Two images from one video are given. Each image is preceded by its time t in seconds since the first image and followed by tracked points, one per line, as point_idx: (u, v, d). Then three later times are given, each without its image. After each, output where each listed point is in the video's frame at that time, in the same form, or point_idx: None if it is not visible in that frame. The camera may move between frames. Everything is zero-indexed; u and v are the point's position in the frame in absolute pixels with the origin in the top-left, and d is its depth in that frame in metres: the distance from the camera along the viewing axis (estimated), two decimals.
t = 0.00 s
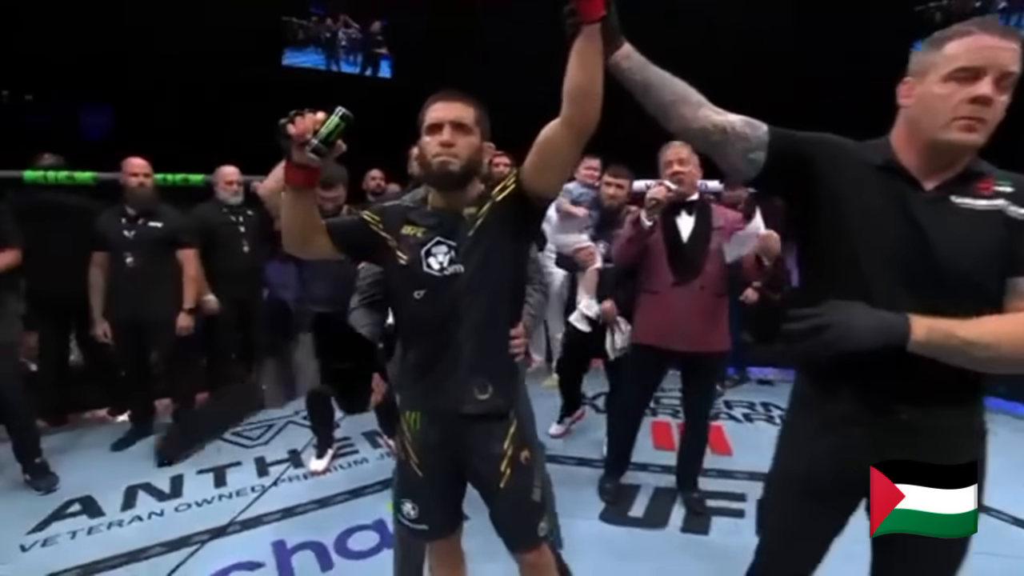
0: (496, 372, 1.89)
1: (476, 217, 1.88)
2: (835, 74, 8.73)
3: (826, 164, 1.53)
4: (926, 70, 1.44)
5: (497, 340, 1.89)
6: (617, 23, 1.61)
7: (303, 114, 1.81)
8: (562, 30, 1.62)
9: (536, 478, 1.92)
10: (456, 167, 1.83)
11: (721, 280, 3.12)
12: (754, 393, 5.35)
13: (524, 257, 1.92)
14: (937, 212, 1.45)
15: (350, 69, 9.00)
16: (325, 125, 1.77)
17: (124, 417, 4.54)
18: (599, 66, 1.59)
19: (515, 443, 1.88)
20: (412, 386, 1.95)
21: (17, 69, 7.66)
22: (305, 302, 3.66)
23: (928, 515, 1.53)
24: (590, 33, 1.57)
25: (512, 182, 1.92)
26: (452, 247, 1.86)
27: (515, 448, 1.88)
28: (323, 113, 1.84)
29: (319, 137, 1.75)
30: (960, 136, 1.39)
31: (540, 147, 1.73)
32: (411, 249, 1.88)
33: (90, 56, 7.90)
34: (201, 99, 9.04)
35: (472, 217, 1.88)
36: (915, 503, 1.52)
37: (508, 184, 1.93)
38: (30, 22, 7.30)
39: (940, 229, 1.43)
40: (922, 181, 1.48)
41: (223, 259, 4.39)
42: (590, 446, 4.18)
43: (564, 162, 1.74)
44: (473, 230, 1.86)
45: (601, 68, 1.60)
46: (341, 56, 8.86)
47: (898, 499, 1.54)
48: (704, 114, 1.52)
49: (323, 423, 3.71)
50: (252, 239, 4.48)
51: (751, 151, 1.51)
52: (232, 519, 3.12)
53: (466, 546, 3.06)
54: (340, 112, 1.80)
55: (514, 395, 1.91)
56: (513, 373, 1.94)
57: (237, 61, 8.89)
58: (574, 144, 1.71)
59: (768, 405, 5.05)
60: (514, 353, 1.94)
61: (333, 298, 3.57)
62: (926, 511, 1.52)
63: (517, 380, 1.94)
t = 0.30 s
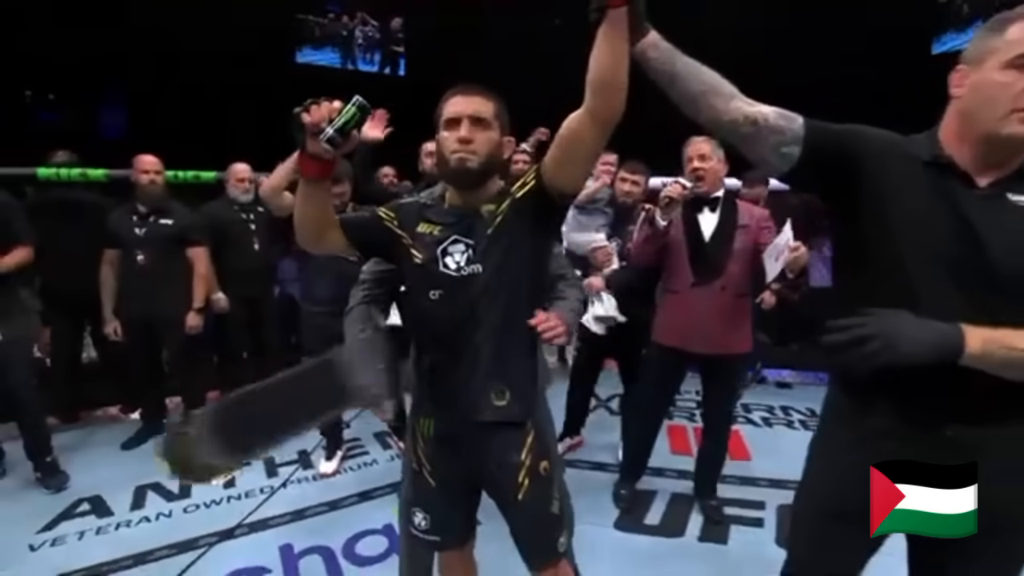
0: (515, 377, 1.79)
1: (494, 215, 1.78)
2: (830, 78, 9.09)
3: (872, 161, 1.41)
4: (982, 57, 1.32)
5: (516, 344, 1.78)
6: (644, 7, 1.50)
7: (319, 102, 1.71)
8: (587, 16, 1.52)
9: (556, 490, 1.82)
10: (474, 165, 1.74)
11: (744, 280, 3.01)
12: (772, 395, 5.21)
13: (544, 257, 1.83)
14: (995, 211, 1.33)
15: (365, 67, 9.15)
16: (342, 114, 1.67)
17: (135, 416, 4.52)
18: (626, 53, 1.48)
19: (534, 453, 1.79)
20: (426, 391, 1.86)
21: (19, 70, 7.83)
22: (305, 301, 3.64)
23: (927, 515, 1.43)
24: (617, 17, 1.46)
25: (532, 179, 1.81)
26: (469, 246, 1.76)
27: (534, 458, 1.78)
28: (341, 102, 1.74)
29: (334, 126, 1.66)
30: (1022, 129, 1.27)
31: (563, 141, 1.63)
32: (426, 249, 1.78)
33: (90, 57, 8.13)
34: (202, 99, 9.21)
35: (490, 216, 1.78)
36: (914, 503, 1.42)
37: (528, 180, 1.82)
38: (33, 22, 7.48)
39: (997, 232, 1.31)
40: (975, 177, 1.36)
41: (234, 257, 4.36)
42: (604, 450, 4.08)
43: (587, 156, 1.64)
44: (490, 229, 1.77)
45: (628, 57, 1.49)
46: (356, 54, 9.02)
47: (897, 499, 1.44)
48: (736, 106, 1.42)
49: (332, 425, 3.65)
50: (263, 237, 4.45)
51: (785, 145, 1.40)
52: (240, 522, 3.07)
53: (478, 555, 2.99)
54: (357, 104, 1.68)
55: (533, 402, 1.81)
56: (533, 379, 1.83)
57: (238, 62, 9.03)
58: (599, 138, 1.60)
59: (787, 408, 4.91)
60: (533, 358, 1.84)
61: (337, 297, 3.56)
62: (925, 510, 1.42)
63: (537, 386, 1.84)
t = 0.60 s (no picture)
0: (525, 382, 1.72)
1: (505, 215, 1.69)
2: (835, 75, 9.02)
3: (891, 157, 1.35)
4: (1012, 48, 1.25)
5: (526, 349, 1.71)
6: None
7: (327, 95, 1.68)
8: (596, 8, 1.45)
9: (564, 501, 1.76)
10: (484, 163, 1.66)
11: (752, 282, 2.93)
12: (779, 397, 5.12)
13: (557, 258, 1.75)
14: None
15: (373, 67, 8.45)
16: (350, 106, 1.64)
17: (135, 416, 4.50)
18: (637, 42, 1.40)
19: (542, 463, 1.72)
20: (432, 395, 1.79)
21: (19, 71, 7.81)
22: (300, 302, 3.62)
23: (926, 515, 1.36)
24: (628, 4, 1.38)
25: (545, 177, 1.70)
26: (480, 246, 1.68)
27: (543, 468, 1.72)
28: (349, 94, 1.71)
29: (342, 119, 1.64)
30: None
31: (575, 135, 1.52)
32: (434, 249, 1.71)
33: (88, 56, 8.04)
34: (201, 99, 9.21)
35: (501, 216, 1.69)
36: (915, 503, 1.36)
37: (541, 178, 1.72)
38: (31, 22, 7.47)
39: None
40: (1004, 173, 1.29)
41: (235, 256, 4.33)
42: (608, 453, 4.02)
43: (599, 150, 1.52)
44: (501, 229, 1.68)
45: (640, 47, 1.41)
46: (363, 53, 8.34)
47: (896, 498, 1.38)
48: (750, 99, 1.37)
49: (333, 428, 3.59)
50: (264, 237, 4.43)
51: (802, 139, 1.35)
52: (239, 526, 3.03)
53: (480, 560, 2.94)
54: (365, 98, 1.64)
55: (542, 408, 1.74)
56: (543, 384, 1.76)
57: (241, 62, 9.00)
58: (612, 130, 1.48)
59: (794, 411, 4.83)
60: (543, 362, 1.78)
61: (332, 298, 3.57)
62: (926, 510, 1.35)
63: (547, 392, 1.78)
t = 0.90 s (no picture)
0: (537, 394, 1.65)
1: (519, 218, 1.62)
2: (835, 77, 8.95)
3: (905, 158, 1.30)
4: None
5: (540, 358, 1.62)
6: None
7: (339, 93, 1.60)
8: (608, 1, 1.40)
9: (571, 516, 1.69)
10: (499, 163, 1.59)
11: (755, 289, 2.88)
12: (781, 402, 5.05)
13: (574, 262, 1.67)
14: None
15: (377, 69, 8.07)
16: (362, 105, 1.56)
17: (130, 420, 4.45)
18: (651, 33, 1.34)
19: (552, 478, 1.65)
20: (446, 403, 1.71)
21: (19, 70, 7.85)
22: (294, 306, 3.58)
23: (926, 515, 1.31)
24: None
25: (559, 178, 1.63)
26: (493, 251, 1.61)
27: (552, 482, 1.65)
28: (362, 93, 1.62)
29: (354, 120, 1.55)
30: None
31: (589, 134, 1.45)
32: (448, 252, 1.64)
33: (92, 58, 8.07)
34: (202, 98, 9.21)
35: (515, 219, 1.62)
36: (915, 503, 1.31)
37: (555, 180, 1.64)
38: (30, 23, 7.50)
39: None
40: None
41: (230, 258, 4.29)
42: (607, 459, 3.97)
43: (614, 148, 1.45)
44: (515, 232, 1.61)
45: (653, 38, 1.35)
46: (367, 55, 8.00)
47: (897, 499, 1.33)
48: (762, 95, 1.34)
49: (329, 433, 3.54)
50: (261, 239, 4.39)
51: (814, 138, 1.32)
52: (232, 533, 2.98)
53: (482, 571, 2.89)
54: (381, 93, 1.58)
55: (553, 418, 1.68)
56: (555, 395, 1.70)
57: (240, 62, 8.97)
58: (628, 127, 1.42)
59: (796, 416, 4.76)
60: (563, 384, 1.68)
61: (326, 301, 3.51)
62: (927, 510, 1.31)
63: (558, 404, 1.71)
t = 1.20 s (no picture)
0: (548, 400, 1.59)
1: (529, 219, 1.55)
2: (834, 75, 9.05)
3: (911, 157, 1.27)
4: None
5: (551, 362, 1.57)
6: None
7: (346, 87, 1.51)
8: None
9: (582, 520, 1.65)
10: (509, 165, 1.53)
11: (750, 290, 2.87)
12: (779, 403, 5.03)
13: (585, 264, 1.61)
14: None
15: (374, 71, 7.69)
16: (369, 101, 1.48)
17: (123, 424, 4.41)
18: (656, 26, 1.31)
19: (565, 481, 1.61)
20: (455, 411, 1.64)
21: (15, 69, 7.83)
22: (287, 310, 3.53)
23: (926, 515, 1.29)
24: None
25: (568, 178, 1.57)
26: (505, 253, 1.53)
27: (564, 486, 1.61)
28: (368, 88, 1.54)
29: (362, 114, 1.47)
30: None
31: (597, 130, 1.41)
32: (460, 253, 1.55)
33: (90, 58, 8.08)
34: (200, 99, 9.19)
35: (525, 219, 1.55)
36: (915, 503, 1.29)
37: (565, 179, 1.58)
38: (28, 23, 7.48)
39: None
40: None
41: (225, 260, 4.26)
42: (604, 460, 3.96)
43: (623, 143, 1.41)
44: (526, 233, 1.54)
45: (659, 30, 1.31)
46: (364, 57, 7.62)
47: (897, 499, 1.31)
48: (765, 91, 1.31)
49: (324, 437, 3.51)
50: (255, 242, 4.35)
51: (817, 135, 1.29)
52: (225, 539, 2.94)
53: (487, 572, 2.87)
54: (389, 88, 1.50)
55: (565, 422, 1.63)
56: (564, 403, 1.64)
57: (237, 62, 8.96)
58: (635, 122, 1.38)
59: (796, 416, 4.75)
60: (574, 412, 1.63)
61: (320, 305, 3.47)
62: (927, 510, 1.28)
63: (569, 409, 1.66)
